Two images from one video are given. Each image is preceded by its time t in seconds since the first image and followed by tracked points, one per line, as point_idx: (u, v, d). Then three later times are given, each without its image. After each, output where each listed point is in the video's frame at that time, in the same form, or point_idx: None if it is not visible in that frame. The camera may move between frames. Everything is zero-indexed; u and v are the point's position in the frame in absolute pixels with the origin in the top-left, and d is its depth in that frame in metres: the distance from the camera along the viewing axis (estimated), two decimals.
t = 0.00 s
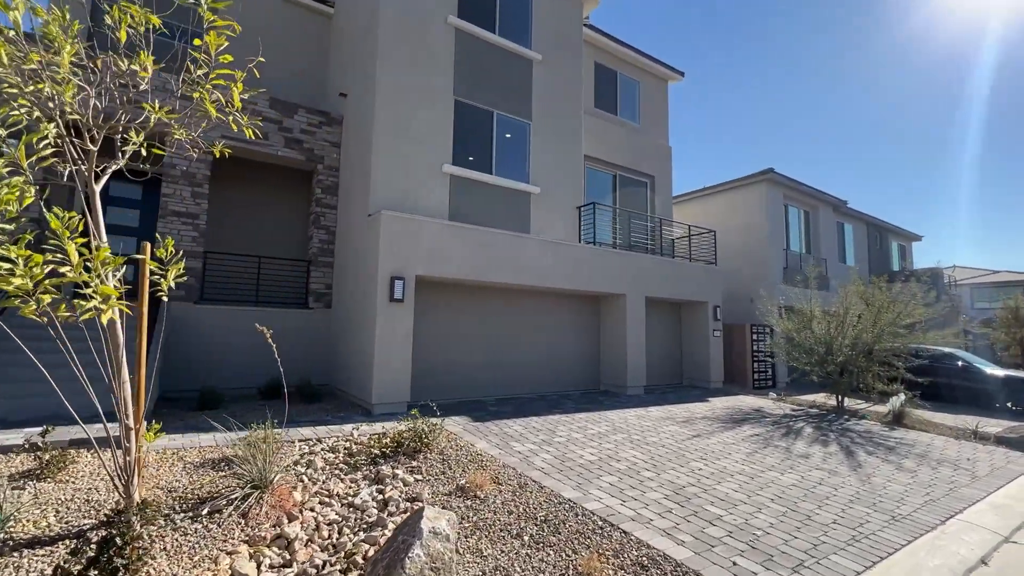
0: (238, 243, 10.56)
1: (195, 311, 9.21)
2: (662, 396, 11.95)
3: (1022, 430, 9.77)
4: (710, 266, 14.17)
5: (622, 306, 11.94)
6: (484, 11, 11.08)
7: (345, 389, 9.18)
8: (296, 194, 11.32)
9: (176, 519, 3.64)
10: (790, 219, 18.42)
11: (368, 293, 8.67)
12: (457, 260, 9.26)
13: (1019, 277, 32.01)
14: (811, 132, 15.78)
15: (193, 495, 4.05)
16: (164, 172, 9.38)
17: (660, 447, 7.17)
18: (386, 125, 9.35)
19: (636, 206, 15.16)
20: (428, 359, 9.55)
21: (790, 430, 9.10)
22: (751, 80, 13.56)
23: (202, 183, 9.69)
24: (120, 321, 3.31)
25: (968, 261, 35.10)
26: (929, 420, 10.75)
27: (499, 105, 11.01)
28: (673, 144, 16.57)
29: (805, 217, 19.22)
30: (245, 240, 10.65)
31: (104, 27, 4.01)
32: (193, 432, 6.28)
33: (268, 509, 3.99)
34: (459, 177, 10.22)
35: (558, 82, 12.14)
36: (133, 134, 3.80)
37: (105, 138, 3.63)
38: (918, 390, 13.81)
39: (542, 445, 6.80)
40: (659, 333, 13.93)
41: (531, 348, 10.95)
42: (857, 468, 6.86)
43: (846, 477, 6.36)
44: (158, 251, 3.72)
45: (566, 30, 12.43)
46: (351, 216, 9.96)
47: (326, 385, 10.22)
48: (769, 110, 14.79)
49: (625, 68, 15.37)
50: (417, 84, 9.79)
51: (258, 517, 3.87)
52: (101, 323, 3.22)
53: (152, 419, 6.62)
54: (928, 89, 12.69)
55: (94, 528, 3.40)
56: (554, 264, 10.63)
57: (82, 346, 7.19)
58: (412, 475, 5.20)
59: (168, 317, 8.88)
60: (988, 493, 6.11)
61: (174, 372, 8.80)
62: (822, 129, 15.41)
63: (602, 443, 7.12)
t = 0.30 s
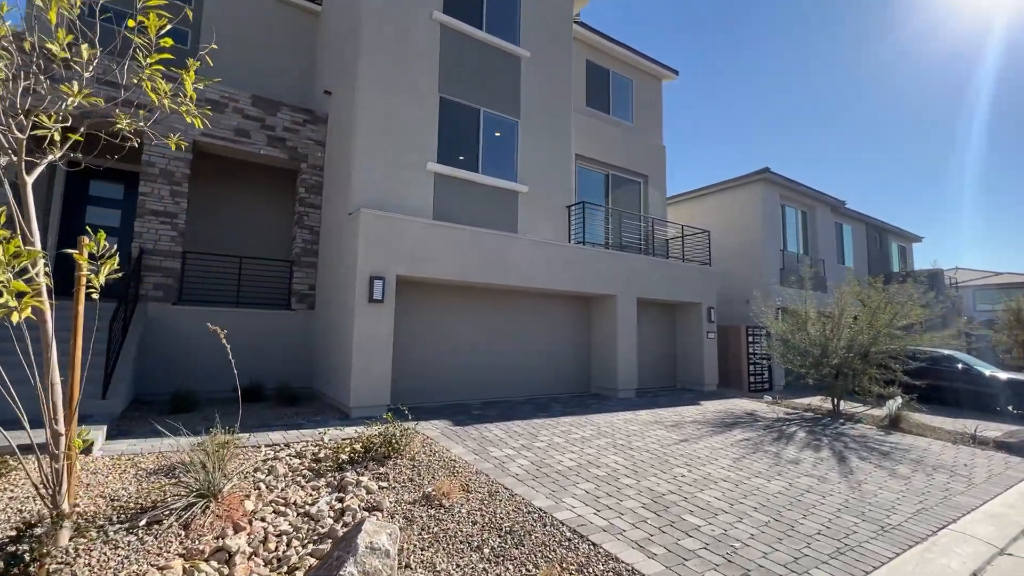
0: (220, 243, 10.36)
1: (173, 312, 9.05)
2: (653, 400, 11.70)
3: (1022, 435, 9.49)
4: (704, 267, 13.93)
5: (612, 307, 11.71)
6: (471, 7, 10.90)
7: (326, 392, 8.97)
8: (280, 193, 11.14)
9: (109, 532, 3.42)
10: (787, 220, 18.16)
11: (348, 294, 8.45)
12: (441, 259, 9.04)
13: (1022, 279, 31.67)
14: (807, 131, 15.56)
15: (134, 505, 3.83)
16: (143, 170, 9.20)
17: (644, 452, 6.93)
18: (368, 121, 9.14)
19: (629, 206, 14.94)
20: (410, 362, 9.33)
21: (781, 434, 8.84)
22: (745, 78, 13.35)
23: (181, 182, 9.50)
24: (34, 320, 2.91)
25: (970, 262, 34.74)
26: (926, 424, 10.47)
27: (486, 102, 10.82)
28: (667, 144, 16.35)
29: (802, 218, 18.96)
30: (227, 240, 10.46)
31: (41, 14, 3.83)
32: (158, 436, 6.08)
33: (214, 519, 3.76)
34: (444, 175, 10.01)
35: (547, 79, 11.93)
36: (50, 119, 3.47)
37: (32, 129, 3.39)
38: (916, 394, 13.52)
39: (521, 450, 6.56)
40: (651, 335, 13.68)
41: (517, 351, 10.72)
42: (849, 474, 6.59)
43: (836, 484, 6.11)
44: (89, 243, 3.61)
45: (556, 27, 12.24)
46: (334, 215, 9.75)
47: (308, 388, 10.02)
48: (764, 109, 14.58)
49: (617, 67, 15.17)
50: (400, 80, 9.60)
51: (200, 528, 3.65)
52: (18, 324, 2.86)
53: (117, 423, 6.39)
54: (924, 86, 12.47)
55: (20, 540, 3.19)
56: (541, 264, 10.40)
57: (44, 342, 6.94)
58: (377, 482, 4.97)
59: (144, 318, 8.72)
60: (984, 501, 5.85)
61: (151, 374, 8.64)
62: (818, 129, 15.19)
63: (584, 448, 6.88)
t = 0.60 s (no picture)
0: (203, 244, 10.18)
1: (153, 315, 8.88)
2: (646, 404, 11.45)
3: None
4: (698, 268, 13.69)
5: (604, 309, 11.47)
6: (459, 5, 10.71)
7: (308, 396, 8.77)
8: (265, 193, 10.96)
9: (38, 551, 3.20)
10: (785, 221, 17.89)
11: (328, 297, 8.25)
12: (424, 260, 8.83)
13: None
14: (805, 129, 15.33)
15: (72, 520, 3.62)
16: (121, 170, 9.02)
17: (630, 459, 6.69)
18: (351, 120, 8.95)
19: (623, 207, 14.70)
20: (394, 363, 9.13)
21: (775, 440, 8.57)
22: (741, 76, 13.14)
23: (162, 182, 9.31)
24: None
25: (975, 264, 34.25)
26: (925, 430, 10.18)
27: (474, 101, 10.61)
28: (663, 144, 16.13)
29: (800, 218, 18.69)
30: (210, 241, 10.29)
31: None
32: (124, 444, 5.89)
33: (156, 535, 3.54)
34: (430, 174, 9.81)
35: (538, 78, 11.72)
36: None
37: None
38: (917, 398, 13.22)
39: (501, 457, 6.33)
40: (645, 338, 13.45)
41: (505, 352, 10.51)
42: (843, 483, 6.32)
43: (827, 493, 5.85)
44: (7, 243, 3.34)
45: (547, 24, 12.04)
46: (317, 216, 9.56)
47: (292, 392, 9.82)
48: (760, 107, 14.35)
49: (611, 66, 14.95)
50: (385, 78, 9.42)
51: (139, 545, 3.42)
52: None
53: (82, 430, 6.19)
54: (922, 83, 12.24)
55: None
56: (530, 265, 10.18)
57: (15, 344, 6.78)
58: (343, 493, 4.75)
59: (122, 322, 8.55)
60: (983, 513, 5.57)
61: (131, 378, 8.48)
62: (816, 127, 14.95)
63: (567, 455, 6.63)
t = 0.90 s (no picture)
0: (187, 244, 10.06)
1: (134, 315, 8.77)
2: (638, 406, 11.25)
3: None
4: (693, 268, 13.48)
5: (595, 309, 11.29)
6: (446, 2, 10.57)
7: (289, 397, 8.63)
8: (251, 193, 10.83)
9: None
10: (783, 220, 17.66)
11: (309, 296, 8.11)
12: (408, 259, 8.67)
13: None
14: (802, 125, 15.12)
15: (10, 527, 3.49)
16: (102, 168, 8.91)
17: (613, 463, 6.50)
18: (334, 117, 8.82)
19: (617, 206, 14.51)
20: (377, 365, 9.00)
21: (767, 443, 8.35)
22: (737, 63, 12.95)
23: (144, 180, 9.20)
24: None
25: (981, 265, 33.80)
26: (923, 433, 9.93)
27: (462, 98, 10.46)
28: (659, 142, 15.96)
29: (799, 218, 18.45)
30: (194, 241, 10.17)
31: None
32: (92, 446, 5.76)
33: (97, 542, 3.38)
34: (416, 172, 9.65)
35: (528, 75, 11.56)
36: None
37: None
38: (916, 400, 12.96)
39: (479, 460, 6.15)
40: (639, 339, 13.26)
41: (491, 354, 10.37)
42: (832, 488, 6.10)
43: (815, 499, 5.63)
44: None
45: (537, 22, 11.90)
46: (301, 214, 9.42)
47: (276, 393, 9.68)
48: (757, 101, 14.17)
49: (605, 64, 14.78)
50: (370, 75, 9.29)
51: (76, 553, 3.28)
52: None
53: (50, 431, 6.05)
54: (920, 74, 12.02)
55: None
56: (518, 264, 10.01)
57: None
58: (305, 497, 4.58)
59: (102, 322, 8.46)
60: (977, 520, 5.34)
61: (114, 378, 8.36)
62: (813, 121, 14.73)
63: (548, 458, 6.44)
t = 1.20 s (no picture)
0: (174, 245, 9.99)
1: (117, 317, 8.69)
2: (632, 409, 11.05)
3: None
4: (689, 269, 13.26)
5: (588, 311, 11.12)
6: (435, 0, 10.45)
7: (274, 401, 8.53)
8: (239, 194, 10.74)
9: None
10: (783, 221, 17.40)
11: (292, 298, 7.99)
12: (393, 261, 8.52)
13: None
14: (803, 125, 14.84)
15: None
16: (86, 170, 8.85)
17: (595, 469, 6.31)
18: (317, 117, 8.70)
19: (612, 206, 14.33)
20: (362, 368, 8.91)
21: (759, 448, 8.14)
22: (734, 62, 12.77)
23: (128, 181, 9.12)
24: None
25: (991, 266, 33.20)
26: (923, 438, 9.66)
27: (450, 97, 10.32)
28: (656, 142, 15.77)
29: (800, 218, 18.18)
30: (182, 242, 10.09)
31: None
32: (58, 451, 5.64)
33: (37, 555, 3.26)
34: (402, 172, 9.52)
35: (519, 74, 11.41)
36: None
37: None
38: (919, 404, 12.65)
39: (457, 466, 5.99)
40: (633, 341, 13.08)
41: (480, 356, 10.26)
42: (822, 496, 5.88)
43: (802, 508, 5.41)
44: None
45: (529, 20, 11.76)
46: (288, 215, 9.30)
47: (262, 396, 9.57)
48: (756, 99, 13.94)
49: (600, 63, 14.60)
50: (355, 74, 9.18)
51: (12, 568, 3.15)
52: None
53: (19, 436, 5.95)
54: (922, 73, 11.76)
55: None
56: (507, 265, 9.87)
57: None
58: (267, 506, 4.42)
59: (84, 325, 8.39)
60: (972, 531, 5.10)
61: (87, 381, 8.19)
62: (813, 121, 14.47)
63: (529, 464, 6.26)
